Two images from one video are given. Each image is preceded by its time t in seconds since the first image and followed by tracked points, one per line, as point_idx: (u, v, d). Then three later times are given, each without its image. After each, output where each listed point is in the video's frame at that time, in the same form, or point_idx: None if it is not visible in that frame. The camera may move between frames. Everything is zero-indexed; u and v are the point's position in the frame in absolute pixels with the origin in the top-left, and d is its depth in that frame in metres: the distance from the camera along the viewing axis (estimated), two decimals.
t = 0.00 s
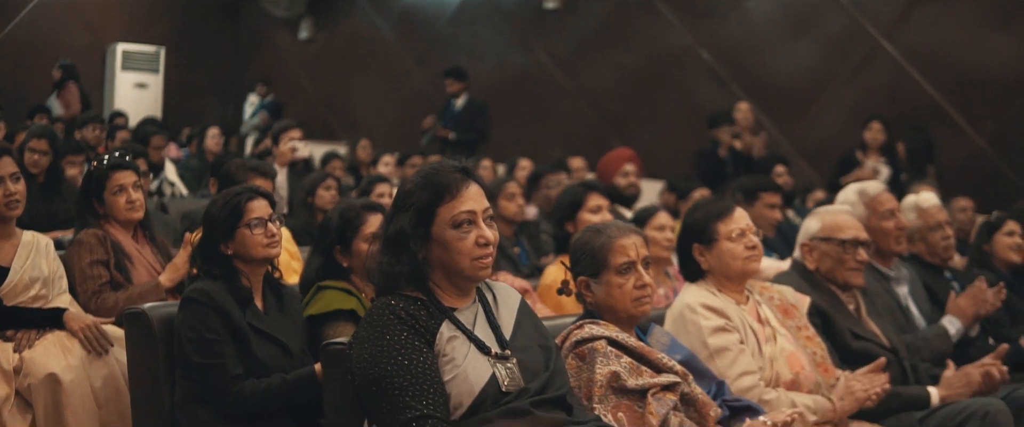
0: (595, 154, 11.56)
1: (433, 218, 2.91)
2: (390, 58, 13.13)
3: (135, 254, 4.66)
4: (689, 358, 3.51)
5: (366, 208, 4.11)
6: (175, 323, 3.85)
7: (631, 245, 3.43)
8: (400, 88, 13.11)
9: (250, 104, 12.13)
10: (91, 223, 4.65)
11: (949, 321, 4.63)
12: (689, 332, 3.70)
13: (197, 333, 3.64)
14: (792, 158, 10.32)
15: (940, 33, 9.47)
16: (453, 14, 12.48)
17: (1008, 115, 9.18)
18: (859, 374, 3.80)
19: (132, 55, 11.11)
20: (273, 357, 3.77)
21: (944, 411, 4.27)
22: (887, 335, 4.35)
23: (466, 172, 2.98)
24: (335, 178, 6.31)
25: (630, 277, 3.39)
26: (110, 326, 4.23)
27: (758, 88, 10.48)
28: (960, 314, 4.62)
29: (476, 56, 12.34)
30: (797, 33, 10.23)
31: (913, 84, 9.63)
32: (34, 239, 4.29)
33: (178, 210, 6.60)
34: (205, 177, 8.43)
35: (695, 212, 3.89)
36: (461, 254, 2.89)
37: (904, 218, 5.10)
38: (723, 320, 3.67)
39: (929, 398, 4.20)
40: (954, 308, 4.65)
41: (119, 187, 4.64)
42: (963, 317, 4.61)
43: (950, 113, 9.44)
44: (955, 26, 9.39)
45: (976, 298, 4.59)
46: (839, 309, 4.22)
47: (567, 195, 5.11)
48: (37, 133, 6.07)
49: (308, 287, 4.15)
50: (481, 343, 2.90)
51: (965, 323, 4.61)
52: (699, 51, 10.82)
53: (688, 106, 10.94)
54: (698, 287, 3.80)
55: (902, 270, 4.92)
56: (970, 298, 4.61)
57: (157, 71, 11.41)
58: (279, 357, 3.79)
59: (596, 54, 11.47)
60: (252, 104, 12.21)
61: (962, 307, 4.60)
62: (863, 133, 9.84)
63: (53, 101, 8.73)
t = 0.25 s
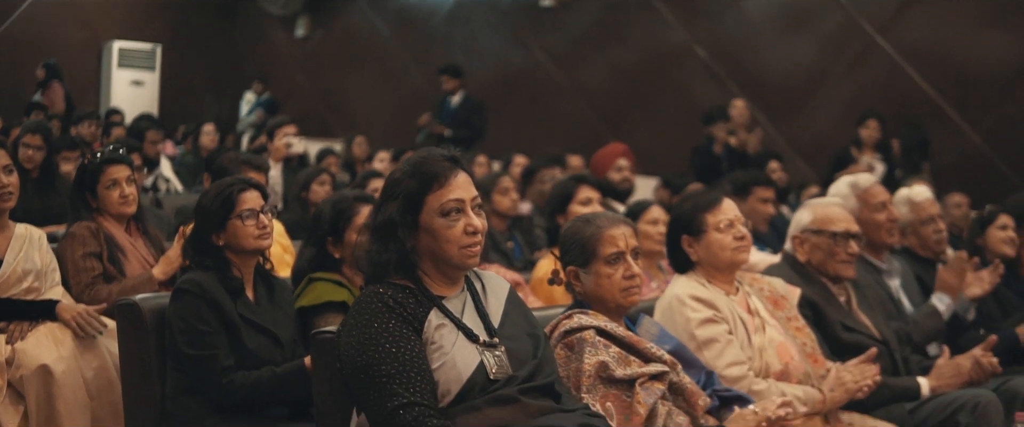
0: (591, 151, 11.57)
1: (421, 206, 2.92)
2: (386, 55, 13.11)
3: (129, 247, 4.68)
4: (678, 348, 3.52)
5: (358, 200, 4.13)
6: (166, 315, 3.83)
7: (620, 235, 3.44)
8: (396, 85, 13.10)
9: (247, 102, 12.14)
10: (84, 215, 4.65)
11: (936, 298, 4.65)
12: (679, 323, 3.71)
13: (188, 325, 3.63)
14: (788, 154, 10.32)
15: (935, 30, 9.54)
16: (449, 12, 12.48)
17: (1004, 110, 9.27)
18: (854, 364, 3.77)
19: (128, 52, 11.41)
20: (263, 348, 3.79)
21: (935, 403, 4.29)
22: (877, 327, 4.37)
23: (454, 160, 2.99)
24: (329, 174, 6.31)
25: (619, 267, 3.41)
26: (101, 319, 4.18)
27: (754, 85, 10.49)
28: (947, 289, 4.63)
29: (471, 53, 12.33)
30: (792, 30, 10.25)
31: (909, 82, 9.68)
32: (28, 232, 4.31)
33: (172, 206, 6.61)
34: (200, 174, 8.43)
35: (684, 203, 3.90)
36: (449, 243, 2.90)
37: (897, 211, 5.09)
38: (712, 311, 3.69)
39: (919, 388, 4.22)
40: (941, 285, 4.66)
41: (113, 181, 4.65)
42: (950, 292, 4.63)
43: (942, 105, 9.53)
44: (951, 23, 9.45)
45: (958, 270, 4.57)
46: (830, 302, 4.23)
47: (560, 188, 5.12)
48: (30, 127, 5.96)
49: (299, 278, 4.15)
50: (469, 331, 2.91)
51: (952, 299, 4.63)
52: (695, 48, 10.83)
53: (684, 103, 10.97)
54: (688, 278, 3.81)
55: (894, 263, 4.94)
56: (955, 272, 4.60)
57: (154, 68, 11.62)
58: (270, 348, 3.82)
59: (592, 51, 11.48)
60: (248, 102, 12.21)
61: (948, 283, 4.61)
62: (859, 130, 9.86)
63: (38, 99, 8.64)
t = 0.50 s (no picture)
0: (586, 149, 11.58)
1: (407, 196, 2.93)
2: (380, 53, 13.10)
3: (120, 241, 4.70)
4: (666, 340, 3.53)
5: (348, 192, 4.16)
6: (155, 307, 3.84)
7: (608, 226, 3.45)
8: (390, 83, 13.10)
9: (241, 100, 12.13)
10: (75, 208, 4.66)
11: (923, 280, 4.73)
12: (666, 315, 3.72)
13: (177, 315, 3.66)
14: (782, 152, 10.34)
15: (929, 28, 9.59)
16: (443, 10, 12.48)
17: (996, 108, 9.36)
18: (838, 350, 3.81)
19: (122, 50, 11.39)
20: (253, 340, 3.80)
21: (924, 394, 4.29)
22: (866, 319, 4.39)
23: (440, 150, 3.00)
24: (321, 170, 6.32)
25: (607, 258, 3.42)
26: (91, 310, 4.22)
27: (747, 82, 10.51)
28: (932, 272, 4.73)
29: (465, 51, 12.33)
30: (786, 28, 10.27)
31: (902, 79, 9.73)
32: (18, 226, 4.31)
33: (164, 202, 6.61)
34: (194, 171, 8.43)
35: (672, 195, 3.92)
36: (435, 233, 2.91)
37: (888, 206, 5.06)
38: (700, 303, 3.70)
39: (908, 381, 4.24)
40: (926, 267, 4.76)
41: (104, 174, 4.65)
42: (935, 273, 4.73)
43: (934, 103, 9.59)
44: (945, 21, 9.52)
45: (937, 250, 4.70)
46: (819, 295, 4.23)
47: (551, 183, 5.13)
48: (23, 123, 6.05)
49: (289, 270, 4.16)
50: (455, 320, 2.92)
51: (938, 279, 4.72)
52: (688, 46, 10.85)
53: (678, 101, 10.99)
54: (676, 270, 3.82)
55: (883, 257, 4.96)
56: (936, 252, 4.71)
57: (148, 67, 11.58)
58: (259, 340, 3.82)
59: (586, 49, 11.49)
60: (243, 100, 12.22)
61: (933, 265, 4.71)
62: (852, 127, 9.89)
63: (21, 95, 8.89)
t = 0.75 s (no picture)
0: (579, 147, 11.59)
1: (392, 187, 2.94)
2: (374, 52, 13.09)
3: (109, 235, 4.74)
4: (651, 332, 3.53)
5: (335, 186, 4.17)
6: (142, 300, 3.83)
7: (594, 218, 3.42)
8: (384, 81, 13.11)
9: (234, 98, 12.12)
10: (64, 203, 4.69)
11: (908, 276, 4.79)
12: (653, 308, 3.73)
13: (165, 309, 3.66)
14: (774, 149, 10.35)
15: (921, 26, 9.62)
16: (436, 8, 12.49)
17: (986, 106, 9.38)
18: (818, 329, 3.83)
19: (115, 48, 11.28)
20: (240, 333, 3.82)
21: (910, 387, 4.32)
22: (853, 313, 4.40)
23: (425, 141, 3.00)
24: (312, 166, 6.31)
25: (593, 250, 3.40)
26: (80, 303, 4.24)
27: (739, 80, 10.53)
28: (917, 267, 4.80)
29: (458, 49, 12.34)
30: (778, 25, 10.29)
31: (894, 77, 9.76)
32: (7, 220, 4.25)
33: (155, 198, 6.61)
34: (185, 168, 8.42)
35: (659, 189, 3.92)
36: (419, 223, 2.92)
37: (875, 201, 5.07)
38: (685, 296, 3.71)
39: (894, 374, 4.24)
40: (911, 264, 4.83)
41: (93, 168, 4.66)
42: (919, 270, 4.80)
43: (926, 101, 9.62)
44: (936, 18, 9.55)
45: (920, 247, 4.82)
46: (806, 288, 4.24)
47: (540, 177, 5.14)
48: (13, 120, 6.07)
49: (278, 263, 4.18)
50: (439, 310, 2.93)
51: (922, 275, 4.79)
52: (680, 44, 10.87)
53: (671, 99, 11.01)
54: (662, 263, 3.83)
55: (871, 251, 4.97)
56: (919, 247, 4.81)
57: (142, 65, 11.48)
58: (246, 333, 3.85)
59: (579, 47, 11.51)
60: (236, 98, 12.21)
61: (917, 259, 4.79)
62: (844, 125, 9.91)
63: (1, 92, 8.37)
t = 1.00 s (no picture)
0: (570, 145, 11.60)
1: (373, 178, 2.94)
2: (365, 50, 13.11)
3: (96, 230, 4.75)
4: (635, 324, 3.54)
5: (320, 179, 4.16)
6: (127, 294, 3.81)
7: (578, 211, 3.41)
8: (374, 78, 13.11)
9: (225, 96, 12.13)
10: (50, 197, 4.68)
11: (903, 287, 4.69)
12: (637, 301, 3.73)
13: (149, 302, 3.67)
14: (764, 147, 10.38)
15: (909, 24, 9.65)
16: (427, 6, 12.49)
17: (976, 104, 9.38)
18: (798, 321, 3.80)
19: (107, 46, 11.06)
20: (224, 325, 3.82)
21: (894, 381, 4.34)
22: (838, 307, 4.41)
23: (407, 132, 3.00)
24: (299, 162, 6.31)
25: (577, 243, 3.38)
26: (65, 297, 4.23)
27: (729, 77, 10.55)
28: (913, 279, 4.69)
29: (449, 47, 12.34)
30: (767, 24, 10.32)
31: (883, 75, 9.78)
32: None
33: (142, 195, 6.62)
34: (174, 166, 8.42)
35: (645, 182, 3.91)
36: (401, 214, 2.92)
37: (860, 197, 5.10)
38: (670, 290, 3.71)
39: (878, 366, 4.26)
40: (906, 275, 4.73)
41: (80, 162, 4.65)
42: (916, 282, 4.69)
43: (916, 99, 9.64)
44: (925, 16, 9.57)
45: (925, 261, 4.69)
46: (791, 282, 4.25)
47: (526, 173, 5.15)
48: None
49: (264, 257, 4.20)
50: (421, 301, 2.93)
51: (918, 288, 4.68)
52: (670, 42, 10.89)
53: (660, 97, 11.03)
54: (647, 256, 3.83)
55: (858, 246, 4.97)
56: (921, 262, 4.70)
57: (132, 63, 11.28)
58: (231, 326, 3.85)
59: (569, 45, 11.52)
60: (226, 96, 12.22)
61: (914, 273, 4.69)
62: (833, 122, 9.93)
63: None
